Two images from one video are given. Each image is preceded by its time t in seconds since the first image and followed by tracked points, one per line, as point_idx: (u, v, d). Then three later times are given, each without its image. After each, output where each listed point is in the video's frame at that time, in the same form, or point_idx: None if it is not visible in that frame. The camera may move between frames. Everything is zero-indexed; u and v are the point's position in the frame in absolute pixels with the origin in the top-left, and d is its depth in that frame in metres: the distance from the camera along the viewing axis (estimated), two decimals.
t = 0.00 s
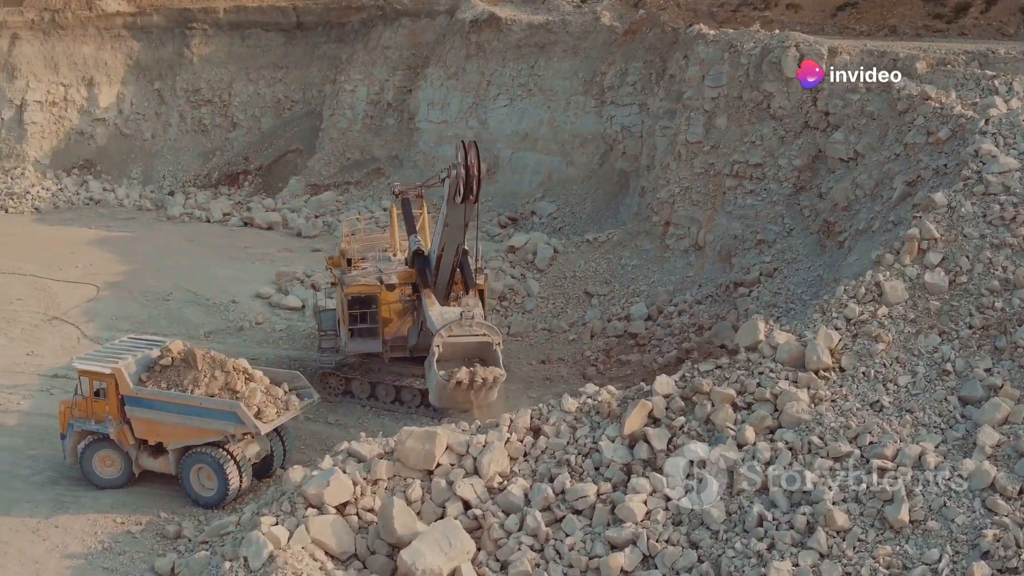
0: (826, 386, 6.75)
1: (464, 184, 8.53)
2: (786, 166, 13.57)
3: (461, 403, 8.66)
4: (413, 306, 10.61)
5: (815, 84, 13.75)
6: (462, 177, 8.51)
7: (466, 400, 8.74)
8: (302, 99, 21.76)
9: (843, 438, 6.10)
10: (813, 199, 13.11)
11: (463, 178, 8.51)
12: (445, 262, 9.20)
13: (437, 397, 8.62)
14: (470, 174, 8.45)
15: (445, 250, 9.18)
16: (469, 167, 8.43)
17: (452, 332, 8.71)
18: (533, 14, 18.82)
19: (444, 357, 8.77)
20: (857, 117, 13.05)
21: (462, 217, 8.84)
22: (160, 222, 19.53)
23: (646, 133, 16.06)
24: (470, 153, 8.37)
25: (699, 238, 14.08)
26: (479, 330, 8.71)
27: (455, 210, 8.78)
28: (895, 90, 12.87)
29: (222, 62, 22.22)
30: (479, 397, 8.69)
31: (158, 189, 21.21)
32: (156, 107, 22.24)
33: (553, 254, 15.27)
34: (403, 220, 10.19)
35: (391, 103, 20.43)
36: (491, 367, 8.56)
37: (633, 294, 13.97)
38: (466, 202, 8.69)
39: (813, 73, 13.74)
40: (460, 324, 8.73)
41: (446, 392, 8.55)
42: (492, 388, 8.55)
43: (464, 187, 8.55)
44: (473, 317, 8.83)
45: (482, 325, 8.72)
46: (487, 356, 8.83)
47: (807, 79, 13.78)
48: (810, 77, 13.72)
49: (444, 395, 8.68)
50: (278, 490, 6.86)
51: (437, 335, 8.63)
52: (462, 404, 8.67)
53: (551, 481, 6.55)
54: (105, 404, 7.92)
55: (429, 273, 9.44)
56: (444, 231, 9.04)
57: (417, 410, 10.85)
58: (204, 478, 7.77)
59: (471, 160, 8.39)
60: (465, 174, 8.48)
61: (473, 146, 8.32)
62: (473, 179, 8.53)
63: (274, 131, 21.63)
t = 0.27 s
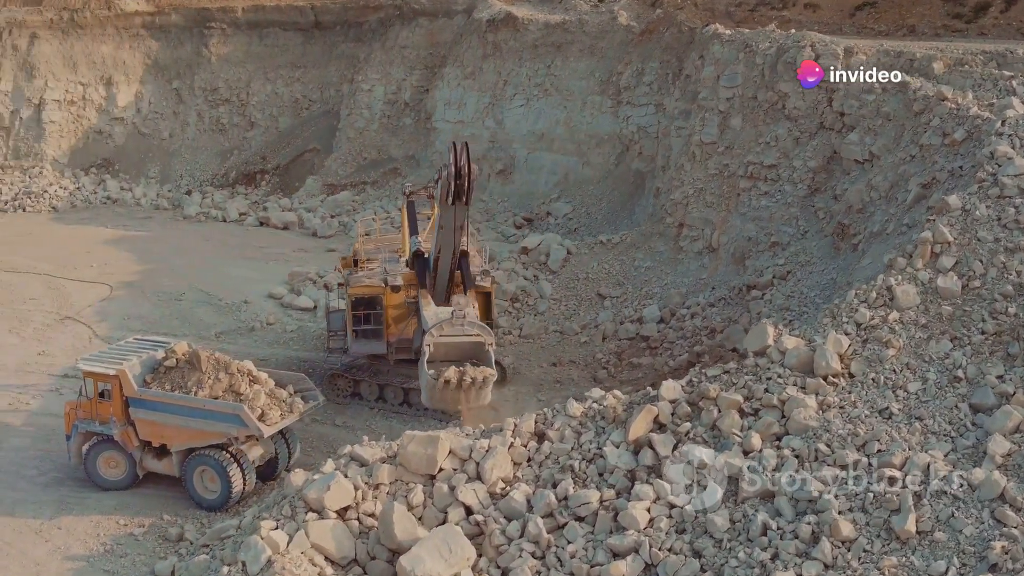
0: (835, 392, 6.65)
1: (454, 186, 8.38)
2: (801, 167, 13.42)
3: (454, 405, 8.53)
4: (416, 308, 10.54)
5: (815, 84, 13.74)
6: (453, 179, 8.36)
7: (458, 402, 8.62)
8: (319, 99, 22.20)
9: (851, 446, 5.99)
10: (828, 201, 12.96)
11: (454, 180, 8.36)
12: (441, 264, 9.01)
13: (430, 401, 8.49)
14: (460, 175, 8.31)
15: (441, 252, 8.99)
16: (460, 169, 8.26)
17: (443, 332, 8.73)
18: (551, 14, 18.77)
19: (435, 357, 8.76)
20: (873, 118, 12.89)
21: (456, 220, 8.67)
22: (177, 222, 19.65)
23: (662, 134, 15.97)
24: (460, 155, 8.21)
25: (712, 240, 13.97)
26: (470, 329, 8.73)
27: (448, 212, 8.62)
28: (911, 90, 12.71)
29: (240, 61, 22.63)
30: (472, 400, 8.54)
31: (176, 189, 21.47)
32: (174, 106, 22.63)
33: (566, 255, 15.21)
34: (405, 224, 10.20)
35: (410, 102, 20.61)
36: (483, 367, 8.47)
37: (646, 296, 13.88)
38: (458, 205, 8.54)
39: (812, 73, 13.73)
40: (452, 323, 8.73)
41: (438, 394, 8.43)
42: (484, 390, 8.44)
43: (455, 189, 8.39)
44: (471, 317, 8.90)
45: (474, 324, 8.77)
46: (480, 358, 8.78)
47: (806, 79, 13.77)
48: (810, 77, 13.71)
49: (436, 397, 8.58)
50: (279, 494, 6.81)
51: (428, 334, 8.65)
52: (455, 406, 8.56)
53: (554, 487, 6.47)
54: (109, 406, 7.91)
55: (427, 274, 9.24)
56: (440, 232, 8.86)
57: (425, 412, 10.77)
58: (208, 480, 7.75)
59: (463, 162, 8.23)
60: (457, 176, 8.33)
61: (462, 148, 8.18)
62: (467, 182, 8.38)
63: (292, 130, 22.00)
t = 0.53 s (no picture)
0: (845, 399, 6.52)
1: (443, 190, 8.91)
2: (818, 168, 13.26)
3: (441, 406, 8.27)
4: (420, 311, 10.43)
5: (815, 84, 13.74)
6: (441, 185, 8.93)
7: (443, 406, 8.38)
8: (341, 98, 22.14)
9: (859, 454, 5.87)
10: (845, 202, 12.79)
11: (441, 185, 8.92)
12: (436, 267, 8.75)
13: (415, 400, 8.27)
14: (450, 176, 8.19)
15: (434, 253, 9.07)
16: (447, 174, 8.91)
17: (431, 331, 8.51)
18: (571, 13, 18.67)
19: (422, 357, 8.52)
20: (890, 119, 12.71)
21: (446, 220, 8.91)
22: (196, 220, 19.75)
23: (680, 134, 15.85)
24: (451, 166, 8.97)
25: (728, 242, 13.84)
26: (460, 329, 8.53)
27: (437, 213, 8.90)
28: (930, 90, 12.52)
29: (261, 60, 22.79)
30: (460, 401, 8.26)
31: (196, 187, 21.65)
32: (195, 105, 22.89)
33: (581, 256, 15.14)
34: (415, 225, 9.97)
35: (429, 101, 20.57)
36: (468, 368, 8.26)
37: (660, 298, 13.76)
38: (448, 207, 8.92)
39: (813, 73, 13.74)
40: (441, 322, 8.52)
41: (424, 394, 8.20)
42: (470, 392, 8.21)
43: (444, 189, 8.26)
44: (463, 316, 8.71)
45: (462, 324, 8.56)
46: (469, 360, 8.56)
47: (807, 79, 13.78)
48: (810, 77, 13.71)
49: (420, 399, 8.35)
50: (281, 498, 6.77)
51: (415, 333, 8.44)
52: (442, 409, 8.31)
53: (557, 493, 6.39)
54: (114, 407, 7.90)
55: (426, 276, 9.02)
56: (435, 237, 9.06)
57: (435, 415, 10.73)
58: (211, 482, 7.71)
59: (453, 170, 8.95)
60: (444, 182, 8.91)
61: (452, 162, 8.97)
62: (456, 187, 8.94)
63: (312, 129, 22.06)
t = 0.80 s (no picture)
0: (854, 406, 6.40)
1: (435, 188, 8.24)
2: (835, 169, 13.10)
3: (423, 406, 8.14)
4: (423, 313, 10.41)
5: (815, 84, 13.80)
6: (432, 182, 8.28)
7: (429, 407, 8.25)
8: (361, 97, 22.07)
9: (867, 464, 5.75)
10: (862, 204, 12.63)
11: (433, 183, 8.25)
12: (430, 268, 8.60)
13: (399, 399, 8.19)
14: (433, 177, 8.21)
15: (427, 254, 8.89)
16: (437, 172, 8.25)
17: (417, 329, 8.62)
18: (591, 11, 18.56)
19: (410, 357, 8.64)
20: (909, 119, 12.53)
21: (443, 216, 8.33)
22: (214, 219, 19.83)
23: (698, 134, 15.73)
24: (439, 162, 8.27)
25: (744, 243, 13.70)
26: (446, 328, 8.57)
27: (432, 211, 8.31)
28: (949, 91, 12.34)
29: (282, 59, 22.85)
30: (442, 401, 8.14)
31: (216, 185, 21.75)
32: (216, 104, 23.06)
33: (596, 256, 15.05)
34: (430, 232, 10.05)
35: (449, 100, 20.46)
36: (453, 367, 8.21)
37: (675, 300, 13.65)
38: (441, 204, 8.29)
39: (812, 73, 13.80)
40: (429, 321, 8.60)
41: (405, 392, 8.15)
42: (452, 391, 8.09)
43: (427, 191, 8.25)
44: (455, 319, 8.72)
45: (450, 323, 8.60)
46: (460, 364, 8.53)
47: (806, 79, 13.84)
48: (810, 77, 13.77)
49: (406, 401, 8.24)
50: (282, 501, 6.73)
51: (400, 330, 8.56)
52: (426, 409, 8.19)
53: (560, 499, 6.31)
54: (119, 407, 7.88)
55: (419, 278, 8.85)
56: (425, 232, 8.49)
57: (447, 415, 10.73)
58: (215, 484, 7.69)
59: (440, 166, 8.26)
60: (434, 180, 8.25)
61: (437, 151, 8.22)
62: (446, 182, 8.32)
63: (331, 128, 22.07)
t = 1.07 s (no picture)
0: (861, 412, 6.31)
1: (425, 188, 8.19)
2: (849, 170, 12.97)
3: (408, 405, 7.92)
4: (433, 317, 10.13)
5: (815, 84, 13.85)
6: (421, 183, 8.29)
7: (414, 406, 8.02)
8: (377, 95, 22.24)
9: (873, 472, 5.65)
10: (876, 206, 12.49)
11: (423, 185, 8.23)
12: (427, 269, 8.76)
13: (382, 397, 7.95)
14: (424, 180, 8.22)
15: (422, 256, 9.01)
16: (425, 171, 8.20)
17: (404, 327, 8.37)
18: (607, 10, 18.45)
19: (398, 355, 8.37)
20: (924, 120, 12.38)
21: (432, 218, 8.50)
22: (230, 218, 19.86)
23: (714, 135, 15.62)
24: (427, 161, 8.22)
25: (757, 245, 13.59)
26: (435, 327, 8.30)
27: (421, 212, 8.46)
28: (964, 91, 12.17)
29: (300, 57, 23.03)
30: (428, 401, 7.90)
31: (234, 184, 21.80)
32: (234, 102, 23.20)
33: (609, 258, 14.97)
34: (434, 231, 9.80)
35: (466, 100, 20.34)
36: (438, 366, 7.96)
37: (688, 302, 13.56)
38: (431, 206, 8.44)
39: (813, 73, 13.84)
40: (418, 319, 8.36)
41: (390, 389, 7.94)
42: (436, 389, 7.84)
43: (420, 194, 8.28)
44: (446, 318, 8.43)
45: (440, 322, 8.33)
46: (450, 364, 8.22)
47: (807, 79, 13.90)
48: (810, 77, 13.82)
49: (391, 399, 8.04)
50: (283, 504, 6.70)
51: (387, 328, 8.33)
52: (411, 408, 7.95)
53: (561, 505, 6.25)
54: (123, 408, 7.86)
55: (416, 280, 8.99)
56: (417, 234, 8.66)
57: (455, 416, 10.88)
58: (218, 486, 7.66)
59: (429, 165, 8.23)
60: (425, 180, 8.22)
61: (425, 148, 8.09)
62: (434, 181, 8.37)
63: (348, 127, 22.10)
